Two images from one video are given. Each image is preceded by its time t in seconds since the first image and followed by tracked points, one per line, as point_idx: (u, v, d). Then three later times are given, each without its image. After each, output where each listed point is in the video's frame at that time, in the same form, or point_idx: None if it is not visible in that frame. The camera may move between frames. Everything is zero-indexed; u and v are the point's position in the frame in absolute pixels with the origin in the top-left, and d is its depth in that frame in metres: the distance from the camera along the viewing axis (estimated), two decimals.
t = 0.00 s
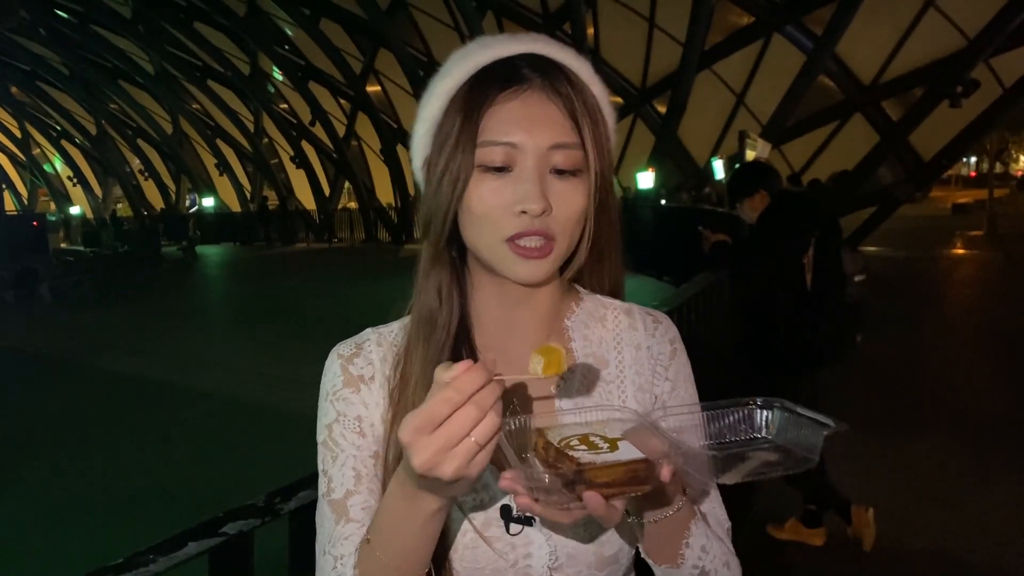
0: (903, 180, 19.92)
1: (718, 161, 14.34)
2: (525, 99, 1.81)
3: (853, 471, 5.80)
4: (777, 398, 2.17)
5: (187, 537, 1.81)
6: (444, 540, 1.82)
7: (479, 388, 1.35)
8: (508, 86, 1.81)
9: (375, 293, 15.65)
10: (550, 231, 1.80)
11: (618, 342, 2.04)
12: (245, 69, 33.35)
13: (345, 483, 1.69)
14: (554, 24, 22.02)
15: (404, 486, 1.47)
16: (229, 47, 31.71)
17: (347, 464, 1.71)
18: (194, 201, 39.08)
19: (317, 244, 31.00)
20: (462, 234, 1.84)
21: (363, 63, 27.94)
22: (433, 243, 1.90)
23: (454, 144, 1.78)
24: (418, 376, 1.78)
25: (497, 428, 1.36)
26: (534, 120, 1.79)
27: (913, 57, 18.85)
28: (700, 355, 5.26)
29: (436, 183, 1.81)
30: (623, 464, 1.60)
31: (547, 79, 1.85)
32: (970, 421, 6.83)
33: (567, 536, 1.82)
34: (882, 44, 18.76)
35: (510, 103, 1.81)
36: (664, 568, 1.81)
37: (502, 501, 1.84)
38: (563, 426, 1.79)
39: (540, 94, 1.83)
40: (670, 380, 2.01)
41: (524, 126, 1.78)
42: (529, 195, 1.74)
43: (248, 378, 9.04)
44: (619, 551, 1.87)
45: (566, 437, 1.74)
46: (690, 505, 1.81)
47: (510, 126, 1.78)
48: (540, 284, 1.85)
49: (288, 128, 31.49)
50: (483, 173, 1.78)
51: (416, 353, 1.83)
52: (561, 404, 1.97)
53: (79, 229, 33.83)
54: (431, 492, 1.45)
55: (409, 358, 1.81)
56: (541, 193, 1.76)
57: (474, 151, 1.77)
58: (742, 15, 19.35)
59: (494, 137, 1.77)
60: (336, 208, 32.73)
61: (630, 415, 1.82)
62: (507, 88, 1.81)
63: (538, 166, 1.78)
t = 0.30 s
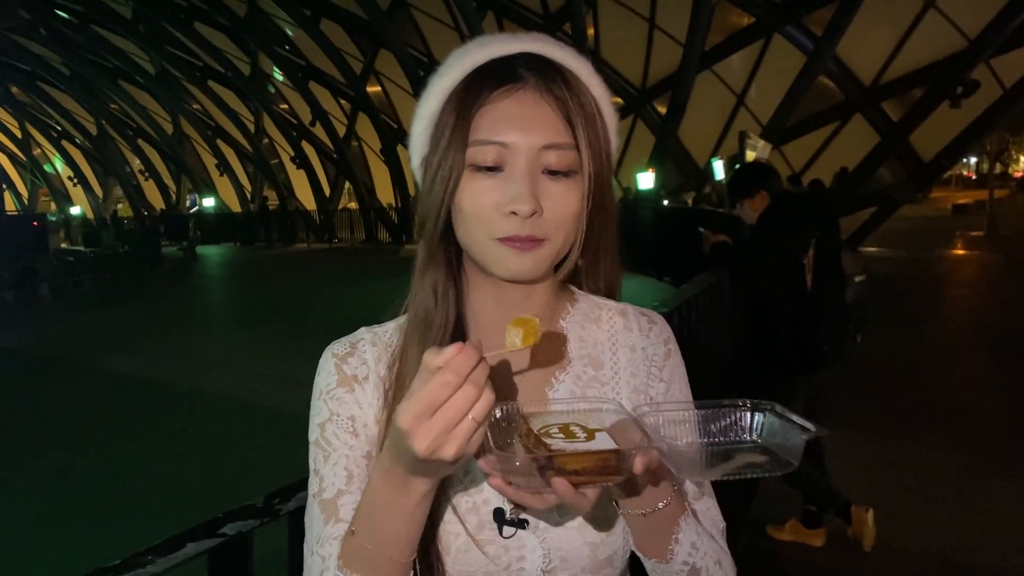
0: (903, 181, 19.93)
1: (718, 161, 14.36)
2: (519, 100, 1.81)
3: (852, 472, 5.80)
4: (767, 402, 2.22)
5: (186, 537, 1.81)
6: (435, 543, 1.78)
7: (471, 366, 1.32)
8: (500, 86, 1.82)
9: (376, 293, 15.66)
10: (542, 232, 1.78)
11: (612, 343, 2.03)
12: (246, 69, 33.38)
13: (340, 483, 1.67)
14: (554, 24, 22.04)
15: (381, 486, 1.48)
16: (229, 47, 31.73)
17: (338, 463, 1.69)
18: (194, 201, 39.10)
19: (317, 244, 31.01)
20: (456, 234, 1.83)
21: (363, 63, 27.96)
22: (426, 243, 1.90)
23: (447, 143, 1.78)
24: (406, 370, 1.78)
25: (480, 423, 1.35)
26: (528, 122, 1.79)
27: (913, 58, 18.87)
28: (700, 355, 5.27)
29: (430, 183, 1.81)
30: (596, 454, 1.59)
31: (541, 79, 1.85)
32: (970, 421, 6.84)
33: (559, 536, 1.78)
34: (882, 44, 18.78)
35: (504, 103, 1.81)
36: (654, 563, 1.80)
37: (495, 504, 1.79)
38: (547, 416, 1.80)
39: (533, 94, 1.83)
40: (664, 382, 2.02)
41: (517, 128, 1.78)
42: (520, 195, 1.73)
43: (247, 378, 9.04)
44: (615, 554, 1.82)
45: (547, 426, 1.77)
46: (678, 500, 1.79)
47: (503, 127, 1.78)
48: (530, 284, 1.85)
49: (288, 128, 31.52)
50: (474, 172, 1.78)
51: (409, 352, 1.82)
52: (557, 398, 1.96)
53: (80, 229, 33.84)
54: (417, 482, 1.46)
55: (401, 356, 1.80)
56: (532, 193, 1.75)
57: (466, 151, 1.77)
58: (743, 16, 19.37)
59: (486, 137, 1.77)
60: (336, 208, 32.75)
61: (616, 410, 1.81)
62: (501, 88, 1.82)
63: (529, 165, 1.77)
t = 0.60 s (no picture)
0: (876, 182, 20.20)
1: (695, 164, 14.48)
2: (496, 106, 1.65)
3: (834, 471, 5.84)
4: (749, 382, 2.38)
5: (181, 553, 1.77)
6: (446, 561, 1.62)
7: (535, 291, 1.35)
8: (474, 96, 1.64)
9: (354, 297, 15.54)
10: (542, 236, 1.64)
11: (593, 330, 2.02)
12: (219, 71, 33.04)
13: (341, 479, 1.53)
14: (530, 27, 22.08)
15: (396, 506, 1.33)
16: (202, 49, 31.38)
17: (342, 461, 1.56)
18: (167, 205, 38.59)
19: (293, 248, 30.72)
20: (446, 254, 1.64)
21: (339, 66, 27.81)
22: (407, 264, 1.69)
23: (432, 154, 1.59)
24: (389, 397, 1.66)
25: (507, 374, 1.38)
26: (509, 124, 1.64)
27: (884, 62, 19.14)
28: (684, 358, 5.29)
29: (410, 202, 1.60)
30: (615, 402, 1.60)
31: (512, 79, 1.70)
32: (947, 420, 6.92)
33: (577, 529, 1.68)
34: (853, 48, 19.04)
35: (481, 110, 1.65)
36: (659, 528, 1.82)
37: (511, 503, 1.67)
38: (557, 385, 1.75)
39: (508, 96, 1.68)
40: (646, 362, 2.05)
41: (502, 130, 1.63)
42: (520, 199, 1.57)
43: (225, 384, 8.93)
44: (629, 543, 1.74)
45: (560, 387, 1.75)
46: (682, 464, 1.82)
47: (486, 133, 1.61)
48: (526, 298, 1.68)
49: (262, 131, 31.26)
50: (464, 182, 1.60)
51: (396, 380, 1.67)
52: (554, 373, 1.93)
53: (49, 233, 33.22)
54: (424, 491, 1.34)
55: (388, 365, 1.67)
56: (529, 196, 1.59)
57: (454, 161, 1.59)
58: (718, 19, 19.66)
59: (471, 146, 1.60)
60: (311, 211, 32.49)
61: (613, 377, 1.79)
62: (475, 98, 1.65)
63: (522, 169, 1.61)
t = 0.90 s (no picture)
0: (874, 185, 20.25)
1: (692, 166, 14.53)
2: (549, 115, 1.68)
3: (832, 474, 5.84)
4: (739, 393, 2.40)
5: (178, 556, 1.77)
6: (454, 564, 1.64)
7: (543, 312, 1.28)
8: (530, 103, 1.66)
9: (351, 298, 15.55)
10: (566, 252, 1.70)
11: (603, 338, 2.08)
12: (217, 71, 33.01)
13: (353, 497, 1.58)
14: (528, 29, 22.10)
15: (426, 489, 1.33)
16: (200, 49, 31.35)
17: (345, 480, 1.61)
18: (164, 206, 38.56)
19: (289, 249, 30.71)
20: (479, 258, 1.69)
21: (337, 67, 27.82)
22: (438, 258, 1.69)
23: (479, 160, 1.60)
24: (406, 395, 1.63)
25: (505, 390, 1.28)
26: (553, 138, 1.68)
27: (881, 65, 19.17)
28: (681, 359, 5.30)
29: (448, 193, 1.61)
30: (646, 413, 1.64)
31: (564, 91, 1.73)
32: (945, 422, 6.92)
33: (585, 533, 1.71)
34: (850, 50, 19.08)
35: (533, 119, 1.67)
36: (671, 537, 1.86)
37: (519, 508, 1.69)
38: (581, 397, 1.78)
39: (559, 109, 1.71)
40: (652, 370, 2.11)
41: (545, 142, 1.67)
42: (554, 216, 1.63)
43: (222, 384, 8.91)
44: (638, 547, 1.79)
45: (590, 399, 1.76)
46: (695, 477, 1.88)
47: (529, 146, 1.66)
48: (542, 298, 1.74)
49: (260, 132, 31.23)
50: (506, 190, 1.64)
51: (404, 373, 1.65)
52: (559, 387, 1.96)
53: (45, 233, 33.17)
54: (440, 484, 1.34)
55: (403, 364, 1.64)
56: (561, 211, 1.66)
57: (501, 165, 1.62)
58: (715, 22, 19.64)
59: (515, 154, 1.64)
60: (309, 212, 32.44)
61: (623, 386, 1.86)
62: (529, 106, 1.66)
63: (559, 184, 1.68)
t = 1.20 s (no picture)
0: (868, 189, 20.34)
1: (687, 170, 14.58)
2: (516, 112, 1.80)
3: (823, 476, 5.89)
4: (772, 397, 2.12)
5: (170, 561, 1.77)
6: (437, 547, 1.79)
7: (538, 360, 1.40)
8: (495, 102, 1.79)
9: (346, 300, 15.53)
10: (549, 244, 1.80)
11: (603, 336, 2.04)
12: (212, 73, 32.96)
13: (348, 504, 1.77)
14: (523, 32, 22.13)
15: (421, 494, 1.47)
16: (195, 51, 31.31)
17: (345, 495, 1.78)
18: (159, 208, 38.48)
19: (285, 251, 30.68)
20: (457, 254, 1.82)
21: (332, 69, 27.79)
22: (418, 259, 1.84)
23: (451, 166, 1.74)
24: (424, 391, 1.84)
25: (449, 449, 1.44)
26: (525, 129, 1.79)
27: (875, 70, 19.25)
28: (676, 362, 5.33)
29: (427, 204, 1.76)
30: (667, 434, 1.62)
31: (529, 90, 1.84)
32: (935, 426, 6.96)
33: (564, 532, 1.78)
34: (844, 55, 19.16)
35: (500, 117, 1.79)
36: (654, 558, 1.78)
37: (500, 507, 1.79)
38: (583, 414, 1.76)
39: (525, 105, 1.82)
40: (655, 374, 2.02)
41: (519, 135, 1.78)
42: (531, 206, 1.74)
43: (217, 386, 8.93)
44: (620, 548, 1.82)
45: (594, 420, 1.72)
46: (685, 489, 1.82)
47: (505, 138, 1.77)
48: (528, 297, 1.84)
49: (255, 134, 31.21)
50: (479, 187, 1.76)
51: (405, 370, 1.85)
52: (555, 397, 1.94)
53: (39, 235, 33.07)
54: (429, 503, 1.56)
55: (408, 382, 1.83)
56: (540, 203, 1.76)
57: (470, 167, 1.75)
58: (710, 26, 19.72)
59: (486, 152, 1.76)
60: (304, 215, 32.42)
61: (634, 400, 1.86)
62: (496, 101, 1.79)
63: (533, 178, 1.78)
